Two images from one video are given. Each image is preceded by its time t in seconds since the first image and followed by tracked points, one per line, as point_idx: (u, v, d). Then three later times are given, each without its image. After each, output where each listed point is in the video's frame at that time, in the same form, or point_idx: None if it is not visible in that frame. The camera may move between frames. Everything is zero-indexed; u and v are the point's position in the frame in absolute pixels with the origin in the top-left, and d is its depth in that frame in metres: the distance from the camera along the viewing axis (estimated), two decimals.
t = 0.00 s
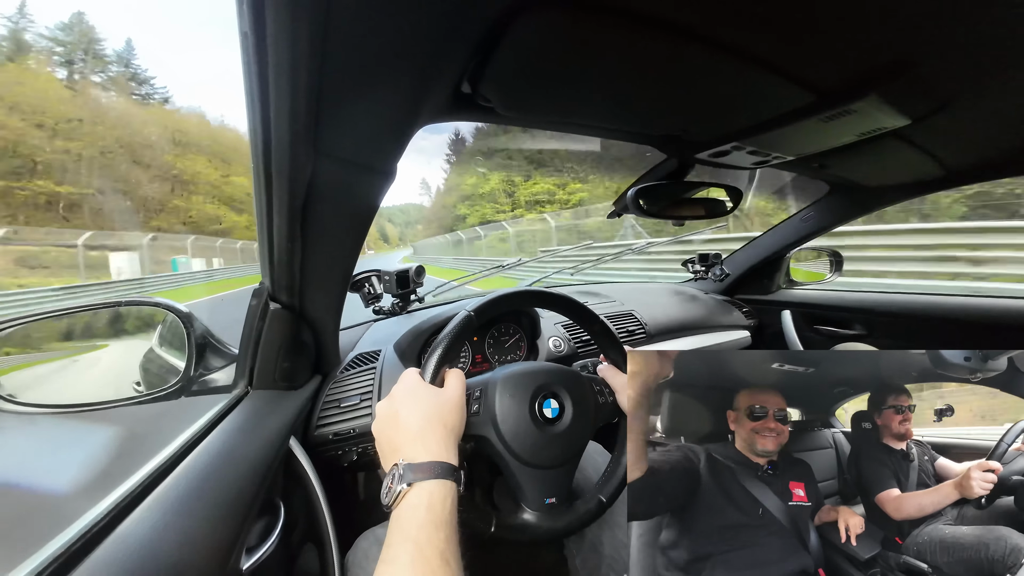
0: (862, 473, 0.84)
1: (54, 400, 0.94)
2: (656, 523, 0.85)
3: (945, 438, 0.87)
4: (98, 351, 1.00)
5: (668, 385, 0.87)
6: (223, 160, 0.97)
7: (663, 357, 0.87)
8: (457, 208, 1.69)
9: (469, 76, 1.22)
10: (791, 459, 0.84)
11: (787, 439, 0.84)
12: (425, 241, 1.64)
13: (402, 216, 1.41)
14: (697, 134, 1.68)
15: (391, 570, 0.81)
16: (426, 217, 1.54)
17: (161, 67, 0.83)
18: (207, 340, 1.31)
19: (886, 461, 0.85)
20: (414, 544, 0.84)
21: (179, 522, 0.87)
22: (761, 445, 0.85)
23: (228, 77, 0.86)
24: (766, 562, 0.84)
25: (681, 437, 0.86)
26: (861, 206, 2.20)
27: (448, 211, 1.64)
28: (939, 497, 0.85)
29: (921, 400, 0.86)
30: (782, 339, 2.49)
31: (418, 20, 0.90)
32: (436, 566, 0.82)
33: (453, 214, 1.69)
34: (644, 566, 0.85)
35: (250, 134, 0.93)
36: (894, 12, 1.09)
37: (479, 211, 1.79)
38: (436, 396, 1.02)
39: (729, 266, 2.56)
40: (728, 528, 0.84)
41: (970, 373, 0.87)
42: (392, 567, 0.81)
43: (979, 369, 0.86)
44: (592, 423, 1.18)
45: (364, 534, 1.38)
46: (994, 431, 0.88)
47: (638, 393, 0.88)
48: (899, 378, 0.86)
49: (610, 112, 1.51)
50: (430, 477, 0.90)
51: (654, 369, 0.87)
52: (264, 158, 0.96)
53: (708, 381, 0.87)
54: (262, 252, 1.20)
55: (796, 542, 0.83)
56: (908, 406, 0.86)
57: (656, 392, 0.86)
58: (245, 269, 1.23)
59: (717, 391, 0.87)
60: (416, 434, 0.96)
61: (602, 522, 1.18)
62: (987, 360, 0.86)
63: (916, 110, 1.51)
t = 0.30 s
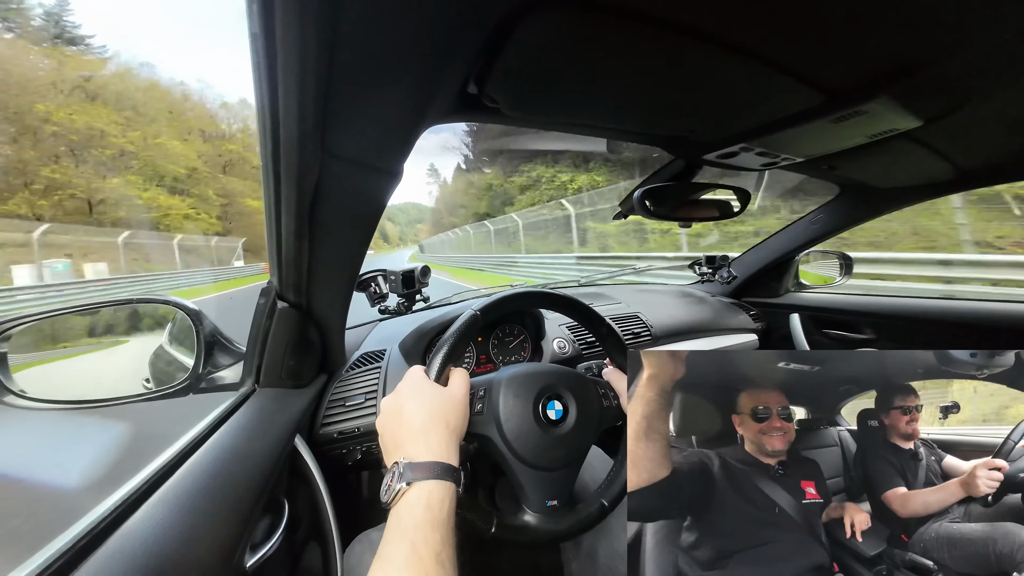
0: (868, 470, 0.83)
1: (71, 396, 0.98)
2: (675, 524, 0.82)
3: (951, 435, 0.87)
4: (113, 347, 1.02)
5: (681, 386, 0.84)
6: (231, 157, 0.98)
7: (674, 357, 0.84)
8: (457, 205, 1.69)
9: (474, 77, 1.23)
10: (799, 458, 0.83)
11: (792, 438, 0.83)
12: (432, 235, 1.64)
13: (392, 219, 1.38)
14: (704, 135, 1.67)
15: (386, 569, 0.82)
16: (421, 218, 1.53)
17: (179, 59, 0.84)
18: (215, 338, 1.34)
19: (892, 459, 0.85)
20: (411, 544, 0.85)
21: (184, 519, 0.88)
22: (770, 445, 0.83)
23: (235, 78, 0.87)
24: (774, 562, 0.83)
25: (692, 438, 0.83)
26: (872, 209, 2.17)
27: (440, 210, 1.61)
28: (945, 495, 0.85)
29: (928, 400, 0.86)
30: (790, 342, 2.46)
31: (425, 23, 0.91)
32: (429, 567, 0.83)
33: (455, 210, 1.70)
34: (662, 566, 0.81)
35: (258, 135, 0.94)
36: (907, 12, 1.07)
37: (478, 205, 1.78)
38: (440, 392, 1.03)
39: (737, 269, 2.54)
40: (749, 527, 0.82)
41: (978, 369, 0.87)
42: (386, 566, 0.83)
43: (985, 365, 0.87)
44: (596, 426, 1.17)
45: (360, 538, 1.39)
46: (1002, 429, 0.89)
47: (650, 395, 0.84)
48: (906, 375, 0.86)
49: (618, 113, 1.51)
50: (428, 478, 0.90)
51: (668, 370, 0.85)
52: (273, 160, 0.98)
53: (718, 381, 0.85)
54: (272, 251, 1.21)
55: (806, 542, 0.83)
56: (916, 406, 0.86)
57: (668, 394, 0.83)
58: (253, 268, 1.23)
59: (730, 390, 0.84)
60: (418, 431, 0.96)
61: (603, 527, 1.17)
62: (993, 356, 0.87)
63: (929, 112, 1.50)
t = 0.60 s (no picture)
0: (874, 472, 0.83)
1: (78, 395, 1.00)
2: (683, 523, 0.82)
3: (954, 436, 0.87)
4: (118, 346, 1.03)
5: (690, 389, 0.84)
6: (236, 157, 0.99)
7: (686, 360, 0.84)
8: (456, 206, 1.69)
9: (478, 75, 1.22)
10: (807, 460, 0.82)
11: (802, 442, 0.82)
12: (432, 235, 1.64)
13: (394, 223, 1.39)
14: (709, 132, 1.66)
15: (393, 564, 0.83)
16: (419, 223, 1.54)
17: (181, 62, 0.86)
18: (222, 335, 1.35)
19: (897, 463, 0.85)
20: (416, 537, 0.86)
21: (192, 515, 0.89)
22: (780, 448, 0.82)
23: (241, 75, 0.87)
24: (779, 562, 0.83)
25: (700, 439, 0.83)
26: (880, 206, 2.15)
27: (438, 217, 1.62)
28: (950, 497, 0.85)
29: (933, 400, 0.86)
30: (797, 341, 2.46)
31: (428, 23, 0.91)
32: (435, 563, 0.85)
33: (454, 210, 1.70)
34: (671, 565, 0.82)
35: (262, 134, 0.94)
36: (916, 8, 1.06)
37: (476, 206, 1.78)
38: (445, 387, 1.03)
39: (742, 267, 2.53)
40: (755, 528, 0.82)
41: (981, 369, 0.87)
42: (392, 561, 0.84)
43: (990, 365, 0.87)
44: (599, 425, 1.17)
45: (362, 530, 1.40)
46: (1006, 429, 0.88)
47: (663, 397, 0.84)
48: (910, 376, 0.86)
49: (623, 110, 1.50)
50: (433, 473, 0.90)
51: (680, 373, 0.85)
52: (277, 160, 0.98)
53: (726, 381, 0.84)
54: (276, 249, 1.21)
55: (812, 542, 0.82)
56: (920, 409, 0.86)
57: (679, 396, 0.83)
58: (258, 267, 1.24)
59: (734, 392, 0.84)
60: (423, 426, 0.97)
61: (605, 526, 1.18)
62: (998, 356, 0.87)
63: (939, 108, 1.48)
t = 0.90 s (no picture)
0: (877, 471, 0.83)
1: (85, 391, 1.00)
2: (692, 518, 0.82)
3: (958, 436, 0.85)
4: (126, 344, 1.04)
5: (695, 391, 0.85)
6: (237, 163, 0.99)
7: (691, 362, 0.85)
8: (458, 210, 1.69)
9: (481, 75, 1.22)
10: (813, 458, 0.82)
11: (809, 440, 0.83)
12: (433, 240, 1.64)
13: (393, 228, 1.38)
14: (713, 131, 1.65)
15: (395, 563, 0.84)
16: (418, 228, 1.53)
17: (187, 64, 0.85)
18: (225, 333, 1.34)
19: (901, 462, 0.84)
20: (419, 538, 0.86)
21: (196, 512, 0.90)
22: (787, 445, 0.83)
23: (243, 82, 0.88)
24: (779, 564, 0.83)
25: (708, 439, 0.83)
26: (884, 206, 2.12)
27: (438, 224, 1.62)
28: (953, 497, 0.83)
29: (937, 400, 0.85)
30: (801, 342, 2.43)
31: (430, 22, 0.91)
32: (439, 562, 0.84)
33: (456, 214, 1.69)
34: (678, 564, 0.81)
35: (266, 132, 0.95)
36: (922, 8, 1.05)
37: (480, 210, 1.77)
38: (446, 387, 1.04)
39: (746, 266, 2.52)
40: (759, 526, 0.82)
41: (986, 368, 0.85)
42: (394, 560, 0.84)
43: (995, 364, 0.86)
44: (601, 425, 1.17)
45: (366, 531, 1.42)
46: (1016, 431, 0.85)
47: (663, 400, 0.85)
48: (914, 376, 0.86)
49: (626, 109, 1.50)
50: (436, 474, 0.91)
51: (683, 374, 0.86)
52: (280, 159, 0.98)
53: (730, 380, 0.85)
54: (280, 249, 1.21)
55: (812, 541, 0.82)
56: (923, 409, 0.85)
57: (680, 397, 0.84)
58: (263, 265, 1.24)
59: (735, 390, 0.85)
60: (425, 426, 0.98)
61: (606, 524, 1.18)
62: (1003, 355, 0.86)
63: (945, 108, 1.47)
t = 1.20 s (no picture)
0: (879, 471, 0.83)
1: (87, 395, 1.00)
2: (692, 518, 0.82)
3: (962, 437, 0.84)
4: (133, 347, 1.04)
5: (700, 391, 0.85)
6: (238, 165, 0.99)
7: (697, 362, 0.85)
8: (459, 210, 1.67)
9: (480, 73, 1.22)
10: (815, 456, 0.83)
11: (808, 438, 0.83)
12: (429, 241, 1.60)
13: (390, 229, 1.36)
14: (715, 127, 1.64)
15: (400, 561, 0.83)
16: (416, 230, 1.51)
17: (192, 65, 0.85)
18: (228, 337, 1.35)
19: (903, 460, 0.84)
20: (423, 533, 0.87)
21: (204, 513, 0.91)
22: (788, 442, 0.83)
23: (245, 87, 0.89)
24: (781, 562, 0.83)
25: (710, 437, 0.83)
26: (887, 201, 2.11)
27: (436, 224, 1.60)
28: (955, 498, 0.83)
29: (940, 397, 0.84)
30: (803, 338, 2.42)
31: (427, 23, 0.91)
32: (442, 561, 0.84)
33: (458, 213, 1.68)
34: (682, 562, 0.81)
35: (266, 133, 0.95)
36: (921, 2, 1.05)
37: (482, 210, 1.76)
38: (450, 387, 1.04)
39: (747, 263, 2.50)
40: (761, 523, 0.82)
41: (989, 370, 0.85)
42: (399, 558, 0.84)
43: (998, 366, 0.85)
44: (603, 423, 1.18)
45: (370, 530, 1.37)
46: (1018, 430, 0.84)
47: (674, 399, 0.85)
48: (917, 376, 0.85)
49: (626, 106, 1.49)
50: (441, 471, 0.91)
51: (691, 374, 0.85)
52: (281, 159, 0.98)
53: (735, 381, 0.85)
54: (281, 250, 1.22)
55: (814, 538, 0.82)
56: (926, 406, 0.84)
57: (690, 397, 0.84)
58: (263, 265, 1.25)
59: (739, 389, 0.84)
60: (428, 425, 0.98)
61: (608, 521, 1.17)
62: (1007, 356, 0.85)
63: (945, 103, 1.46)
